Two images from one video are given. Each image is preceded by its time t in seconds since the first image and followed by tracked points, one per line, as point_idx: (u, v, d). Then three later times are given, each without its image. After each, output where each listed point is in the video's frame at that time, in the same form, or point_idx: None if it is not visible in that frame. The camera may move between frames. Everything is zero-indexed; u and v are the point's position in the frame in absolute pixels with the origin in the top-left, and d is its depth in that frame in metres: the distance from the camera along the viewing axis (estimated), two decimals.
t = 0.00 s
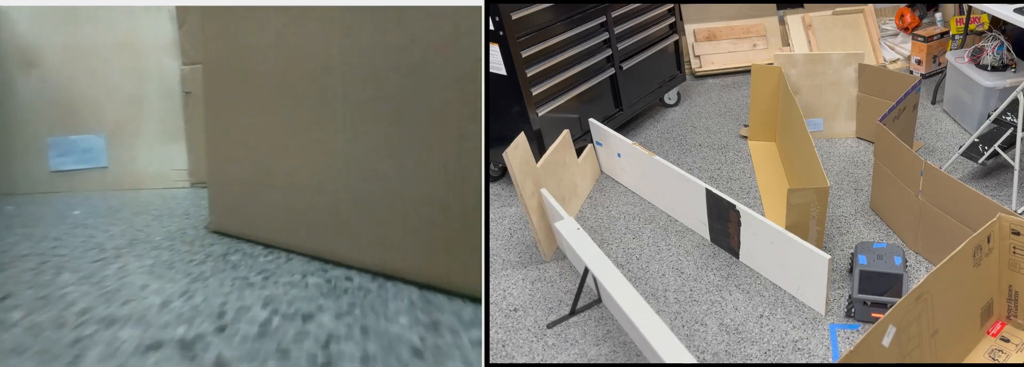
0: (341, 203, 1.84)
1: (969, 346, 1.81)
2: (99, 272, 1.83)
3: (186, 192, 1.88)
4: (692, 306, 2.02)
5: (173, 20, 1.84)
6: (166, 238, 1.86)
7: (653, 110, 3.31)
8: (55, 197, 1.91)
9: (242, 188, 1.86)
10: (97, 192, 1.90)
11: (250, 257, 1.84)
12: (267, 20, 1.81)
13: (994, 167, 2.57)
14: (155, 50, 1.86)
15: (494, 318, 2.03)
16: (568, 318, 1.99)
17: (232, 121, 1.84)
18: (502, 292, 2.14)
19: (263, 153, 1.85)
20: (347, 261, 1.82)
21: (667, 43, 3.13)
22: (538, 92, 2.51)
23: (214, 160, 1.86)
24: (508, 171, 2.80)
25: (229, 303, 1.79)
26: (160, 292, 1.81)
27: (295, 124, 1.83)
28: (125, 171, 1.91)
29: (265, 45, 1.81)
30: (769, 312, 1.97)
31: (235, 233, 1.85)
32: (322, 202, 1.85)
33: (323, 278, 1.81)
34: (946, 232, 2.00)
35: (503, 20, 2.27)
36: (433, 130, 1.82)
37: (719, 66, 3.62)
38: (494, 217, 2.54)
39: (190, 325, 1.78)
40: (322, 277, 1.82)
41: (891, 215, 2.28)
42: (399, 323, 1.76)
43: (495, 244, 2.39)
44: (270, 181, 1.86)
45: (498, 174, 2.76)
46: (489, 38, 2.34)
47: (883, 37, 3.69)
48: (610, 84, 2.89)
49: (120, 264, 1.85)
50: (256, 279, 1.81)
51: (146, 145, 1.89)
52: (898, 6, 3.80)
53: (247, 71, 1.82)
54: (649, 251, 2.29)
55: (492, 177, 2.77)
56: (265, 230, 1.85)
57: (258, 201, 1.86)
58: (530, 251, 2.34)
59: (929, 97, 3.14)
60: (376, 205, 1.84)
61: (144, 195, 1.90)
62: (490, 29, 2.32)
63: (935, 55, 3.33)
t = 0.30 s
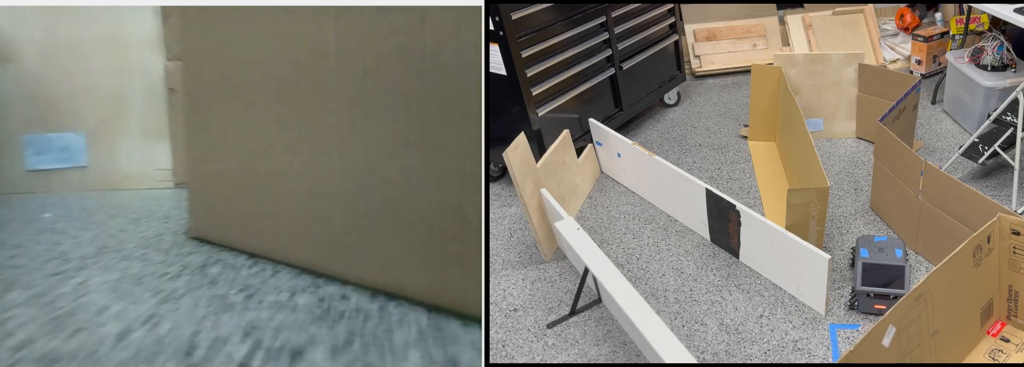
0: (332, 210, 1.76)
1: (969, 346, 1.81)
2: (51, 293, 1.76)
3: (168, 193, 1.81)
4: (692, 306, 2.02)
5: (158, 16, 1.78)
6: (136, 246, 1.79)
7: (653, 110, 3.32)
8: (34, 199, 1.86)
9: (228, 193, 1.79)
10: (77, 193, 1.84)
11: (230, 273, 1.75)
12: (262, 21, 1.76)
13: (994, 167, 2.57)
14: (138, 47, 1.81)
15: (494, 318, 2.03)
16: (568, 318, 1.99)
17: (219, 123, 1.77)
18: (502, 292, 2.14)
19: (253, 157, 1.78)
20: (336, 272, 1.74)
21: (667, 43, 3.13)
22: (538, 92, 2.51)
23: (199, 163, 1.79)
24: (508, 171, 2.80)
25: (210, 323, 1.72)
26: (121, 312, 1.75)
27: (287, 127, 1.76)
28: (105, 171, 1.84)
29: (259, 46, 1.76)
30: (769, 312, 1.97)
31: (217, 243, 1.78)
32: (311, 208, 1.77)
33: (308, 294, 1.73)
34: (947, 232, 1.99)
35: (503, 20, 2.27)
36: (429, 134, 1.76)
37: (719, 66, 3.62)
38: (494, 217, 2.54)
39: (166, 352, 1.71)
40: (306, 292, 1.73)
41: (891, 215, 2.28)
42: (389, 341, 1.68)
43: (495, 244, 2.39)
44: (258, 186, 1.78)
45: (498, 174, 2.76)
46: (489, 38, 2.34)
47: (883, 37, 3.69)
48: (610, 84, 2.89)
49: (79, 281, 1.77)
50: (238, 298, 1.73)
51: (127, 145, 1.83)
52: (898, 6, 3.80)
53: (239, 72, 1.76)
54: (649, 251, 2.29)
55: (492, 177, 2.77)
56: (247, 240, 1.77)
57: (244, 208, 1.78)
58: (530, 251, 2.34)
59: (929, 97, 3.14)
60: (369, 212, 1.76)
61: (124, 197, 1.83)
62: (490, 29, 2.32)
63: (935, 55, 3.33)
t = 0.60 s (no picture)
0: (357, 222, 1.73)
1: (969, 346, 1.81)
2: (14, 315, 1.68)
3: (156, 197, 1.76)
4: (692, 306, 2.02)
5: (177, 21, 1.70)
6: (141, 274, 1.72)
7: (653, 110, 3.31)
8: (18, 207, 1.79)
9: (215, 198, 1.74)
10: (89, 196, 1.78)
11: (251, 298, 1.71)
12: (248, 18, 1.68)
13: (995, 167, 2.57)
14: (159, 51, 1.73)
15: (494, 318, 2.03)
16: (568, 318, 1.99)
17: (237, 130, 1.71)
18: (502, 292, 2.14)
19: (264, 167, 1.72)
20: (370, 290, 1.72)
21: (667, 43, 3.13)
22: (538, 92, 2.51)
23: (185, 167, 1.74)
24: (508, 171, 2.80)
25: (239, 360, 1.69)
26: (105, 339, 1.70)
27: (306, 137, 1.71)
28: (89, 178, 1.79)
29: (278, 48, 1.68)
30: (769, 312, 1.97)
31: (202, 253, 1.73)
32: (328, 218, 1.73)
33: (318, 320, 1.71)
34: (947, 232, 1.99)
35: (503, 20, 2.27)
36: (423, 137, 1.71)
37: (719, 66, 3.61)
38: (494, 217, 2.54)
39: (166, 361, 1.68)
40: (347, 324, 1.71)
41: (891, 215, 2.28)
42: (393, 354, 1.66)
43: (495, 244, 2.39)
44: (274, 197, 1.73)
45: (498, 174, 2.76)
46: (489, 38, 2.34)
47: (883, 37, 3.69)
48: (610, 84, 2.89)
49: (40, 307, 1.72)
50: (235, 312, 1.70)
51: (107, 151, 1.77)
52: (898, 6, 3.80)
53: (254, 76, 1.68)
54: (649, 251, 2.29)
55: (492, 177, 2.77)
56: (274, 257, 1.73)
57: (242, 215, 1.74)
58: (530, 251, 2.34)
59: (929, 97, 3.14)
60: (396, 222, 1.73)
61: (109, 205, 1.78)
62: (490, 29, 2.32)
63: (935, 55, 3.33)
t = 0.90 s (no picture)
0: (400, 241, 1.51)
1: (969, 346, 1.81)
2: None
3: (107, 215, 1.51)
4: (692, 306, 2.02)
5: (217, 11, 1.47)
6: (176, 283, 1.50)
7: (653, 110, 3.32)
8: None
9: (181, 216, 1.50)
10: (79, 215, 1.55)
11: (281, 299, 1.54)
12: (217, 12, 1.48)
13: (994, 166, 2.57)
14: (205, 44, 1.48)
15: (494, 318, 2.03)
16: (568, 318, 1.99)
17: (227, 138, 1.48)
18: (502, 292, 2.14)
19: (255, 181, 1.49)
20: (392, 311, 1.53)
21: (667, 43, 3.13)
22: (538, 92, 2.51)
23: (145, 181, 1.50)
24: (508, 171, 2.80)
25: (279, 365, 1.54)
26: (132, 346, 1.52)
27: (319, 148, 1.48)
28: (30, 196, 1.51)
29: (273, 46, 1.46)
30: (769, 312, 1.97)
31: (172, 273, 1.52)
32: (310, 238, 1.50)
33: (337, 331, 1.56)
34: (948, 232, 1.99)
35: (503, 20, 2.27)
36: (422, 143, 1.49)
37: (719, 66, 3.61)
38: (494, 217, 2.55)
39: None
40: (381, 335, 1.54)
41: (891, 215, 2.28)
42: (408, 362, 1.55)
43: (495, 244, 2.39)
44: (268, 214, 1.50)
45: (498, 174, 2.76)
46: (489, 38, 2.35)
47: (883, 37, 3.69)
48: (610, 84, 2.89)
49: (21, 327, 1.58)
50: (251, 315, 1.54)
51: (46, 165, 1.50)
52: (898, 6, 3.80)
53: (247, 79, 1.47)
54: (649, 251, 2.29)
55: (492, 177, 2.78)
56: (308, 262, 1.51)
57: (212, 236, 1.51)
58: (531, 251, 2.34)
59: (929, 97, 3.14)
60: (443, 239, 1.53)
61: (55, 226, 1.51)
62: (490, 29, 2.32)
63: (935, 55, 3.33)
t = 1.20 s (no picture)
0: (400, 242, 1.51)
1: (969, 346, 1.81)
2: None
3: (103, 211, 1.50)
4: (692, 306, 2.02)
5: (211, 11, 1.44)
6: (181, 279, 1.52)
7: (653, 110, 3.32)
8: None
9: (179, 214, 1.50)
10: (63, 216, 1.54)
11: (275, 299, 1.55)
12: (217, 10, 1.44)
13: (994, 167, 2.57)
14: (201, 43, 1.45)
15: (494, 318, 2.03)
16: (568, 318, 1.99)
17: (226, 138, 1.47)
18: (502, 292, 2.14)
19: (252, 182, 1.48)
20: (391, 306, 1.56)
21: (667, 43, 3.13)
22: (538, 92, 2.51)
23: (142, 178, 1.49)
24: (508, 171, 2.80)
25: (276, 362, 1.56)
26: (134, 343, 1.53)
27: (319, 149, 1.46)
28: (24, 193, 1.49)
29: (273, 45, 1.44)
30: (769, 312, 1.97)
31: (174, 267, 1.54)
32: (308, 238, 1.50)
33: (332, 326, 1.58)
34: (948, 232, 1.99)
35: (503, 20, 2.27)
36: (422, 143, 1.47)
37: (719, 66, 3.61)
38: (494, 217, 2.54)
39: None
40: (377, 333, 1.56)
41: (891, 215, 2.28)
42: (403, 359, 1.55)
43: (496, 244, 2.39)
44: (266, 216, 1.49)
45: (498, 174, 2.76)
46: (489, 38, 2.35)
47: (883, 37, 3.69)
48: (610, 84, 2.89)
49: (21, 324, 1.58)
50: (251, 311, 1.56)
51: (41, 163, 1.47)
52: (898, 6, 3.80)
53: (245, 78, 1.45)
54: (649, 251, 2.29)
55: (492, 177, 2.78)
56: (308, 262, 1.52)
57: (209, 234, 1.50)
58: (531, 251, 2.34)
59: (929, 97, 3.14)
60: (444, 239, 1.52)
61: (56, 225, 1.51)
62: (490, 29, 2.33)
63: (935, 55, 3.33)
